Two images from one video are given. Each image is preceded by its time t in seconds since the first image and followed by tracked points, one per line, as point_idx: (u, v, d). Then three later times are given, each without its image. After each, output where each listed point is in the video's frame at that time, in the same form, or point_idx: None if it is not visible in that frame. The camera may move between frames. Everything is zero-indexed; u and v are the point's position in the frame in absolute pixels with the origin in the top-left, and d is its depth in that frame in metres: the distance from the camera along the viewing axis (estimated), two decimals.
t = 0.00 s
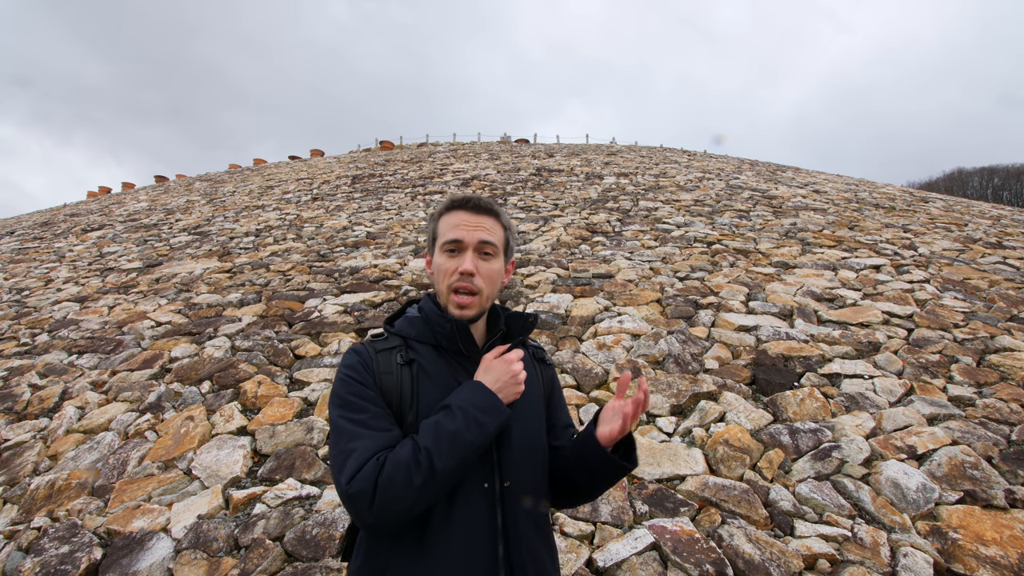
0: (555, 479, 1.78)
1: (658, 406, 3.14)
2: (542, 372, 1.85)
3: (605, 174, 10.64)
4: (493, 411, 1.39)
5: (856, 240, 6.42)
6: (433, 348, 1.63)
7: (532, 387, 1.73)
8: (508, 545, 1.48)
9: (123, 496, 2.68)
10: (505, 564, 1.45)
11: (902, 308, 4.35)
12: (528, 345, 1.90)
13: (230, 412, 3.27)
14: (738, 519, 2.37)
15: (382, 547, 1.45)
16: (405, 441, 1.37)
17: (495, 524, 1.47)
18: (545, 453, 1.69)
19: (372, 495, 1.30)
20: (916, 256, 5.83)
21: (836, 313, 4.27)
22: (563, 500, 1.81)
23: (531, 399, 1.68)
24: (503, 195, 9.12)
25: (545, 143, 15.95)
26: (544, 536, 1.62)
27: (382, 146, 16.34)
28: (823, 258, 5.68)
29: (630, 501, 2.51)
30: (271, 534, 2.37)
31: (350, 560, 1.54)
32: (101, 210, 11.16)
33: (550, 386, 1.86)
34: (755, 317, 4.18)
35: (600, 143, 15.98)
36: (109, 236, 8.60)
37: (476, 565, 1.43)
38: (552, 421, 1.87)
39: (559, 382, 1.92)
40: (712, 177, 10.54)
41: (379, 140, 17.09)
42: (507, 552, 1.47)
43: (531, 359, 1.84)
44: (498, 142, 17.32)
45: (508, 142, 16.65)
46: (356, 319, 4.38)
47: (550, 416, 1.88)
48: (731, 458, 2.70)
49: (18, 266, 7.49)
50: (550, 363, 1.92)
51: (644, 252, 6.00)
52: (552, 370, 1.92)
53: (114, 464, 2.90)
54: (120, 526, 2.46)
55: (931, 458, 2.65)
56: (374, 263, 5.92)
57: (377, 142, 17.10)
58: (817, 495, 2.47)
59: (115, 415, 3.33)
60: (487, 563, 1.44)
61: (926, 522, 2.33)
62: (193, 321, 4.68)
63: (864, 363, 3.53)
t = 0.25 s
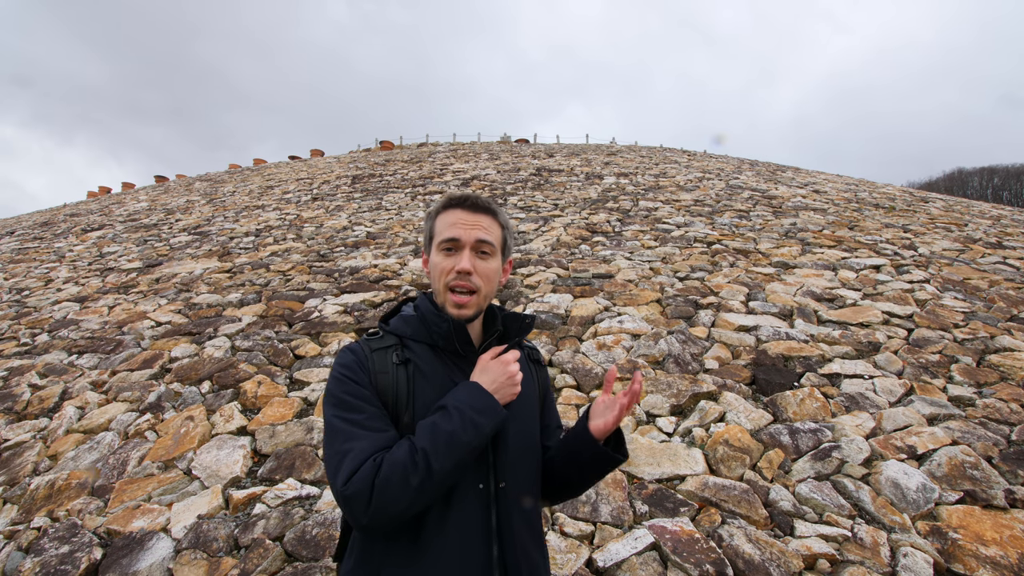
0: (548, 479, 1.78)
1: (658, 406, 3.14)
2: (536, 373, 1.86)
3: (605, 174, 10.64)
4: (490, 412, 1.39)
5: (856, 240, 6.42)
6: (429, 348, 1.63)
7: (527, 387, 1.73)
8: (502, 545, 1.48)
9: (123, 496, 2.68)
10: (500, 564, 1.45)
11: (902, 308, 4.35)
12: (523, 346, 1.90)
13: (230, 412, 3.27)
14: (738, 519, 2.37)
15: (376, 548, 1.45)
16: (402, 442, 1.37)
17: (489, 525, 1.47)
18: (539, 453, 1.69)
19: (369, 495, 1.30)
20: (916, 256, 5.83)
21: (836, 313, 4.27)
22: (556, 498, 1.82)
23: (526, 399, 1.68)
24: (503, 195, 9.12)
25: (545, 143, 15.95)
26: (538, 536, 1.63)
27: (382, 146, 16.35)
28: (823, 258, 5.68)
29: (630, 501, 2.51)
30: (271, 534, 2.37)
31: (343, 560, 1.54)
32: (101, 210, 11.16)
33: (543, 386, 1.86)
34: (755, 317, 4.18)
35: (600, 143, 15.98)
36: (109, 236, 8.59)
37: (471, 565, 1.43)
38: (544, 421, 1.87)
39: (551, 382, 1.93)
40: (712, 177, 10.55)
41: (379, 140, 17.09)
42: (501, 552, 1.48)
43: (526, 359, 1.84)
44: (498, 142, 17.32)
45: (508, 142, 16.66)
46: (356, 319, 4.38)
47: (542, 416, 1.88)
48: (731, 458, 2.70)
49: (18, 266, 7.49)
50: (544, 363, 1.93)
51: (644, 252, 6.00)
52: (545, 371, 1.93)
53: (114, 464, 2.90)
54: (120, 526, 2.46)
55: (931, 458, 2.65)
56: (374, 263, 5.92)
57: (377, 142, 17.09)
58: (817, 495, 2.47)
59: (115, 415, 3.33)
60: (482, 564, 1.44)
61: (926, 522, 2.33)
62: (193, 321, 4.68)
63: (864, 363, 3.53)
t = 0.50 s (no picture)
0: (545, 479, 1.78)
1: (658, 406, 3.14)
2: (533, 373, 1.86)
3: (605, 174, 10.64)
4: (489, 412, 1.39)
5: (856, 240, 6.42)
6: (427, 348, 1.63)
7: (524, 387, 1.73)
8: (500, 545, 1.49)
9: (123, 496, 2.68)
10: (497, 563, 1.46)
11: (902, 308, 4.35)
12: (520, 346, 1.90)
13: (230, 412, 3.27)
14: (738, 519, 2.37)
15: (374, 549, 1.44)
16: (401, 442, 1.37)
17: (487, 524, 1.48)
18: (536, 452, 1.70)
19: (369, 495, 1.30)
20: (916, 256, 5.83)
21: (836, 313, 4.27)
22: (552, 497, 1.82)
23: (523, 399, 1.69)
24: (503, 196, 9.12)
25: (545, 143, 15.94)
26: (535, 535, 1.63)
27: (382, 146, 16.34)
28: (823, 258, 5.68)
29: (630, 501, 2.51)
30: (271, 534, 2.37)
31: (339, 561, 1.53)
32: (101, 210, 11.16)
33: (539, 386, 1.87)
34: (755, 317, 4.18)
35: (600, 143, 15.98)
36: (109, 236, 8.59)
37: (468, 565, 1.44)
38: (541, 421, 1.88)
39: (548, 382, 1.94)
40: (712, 177, 10.55)
41: (379, 140, 17.09)
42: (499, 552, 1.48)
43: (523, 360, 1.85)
44: (498, 142, 17.31)
45: (508, 142, 16.65)
46: (356, 319, 4.38)
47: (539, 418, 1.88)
48: (731, 458, 2.70)
49: (18, 266, 7.49)
50: (540, 364, 1.93)
51: (644, 252, 6.00)
52: (541, 371, 1.93)
53: (114, 464, 2.90)
54: (120, 526, 2.46)
55: (931, 458, 2.65)
56: (374, 263, 5.92)
57: (377, 142, 17.09)
58: (817, 495, 2.47)
59: (115, 415, 3.34)
60: (479, 564, 1.45)
61: (926, 522, 2.33)
62: (193, 321, 4.68)
63: (864, 363, 3.53)
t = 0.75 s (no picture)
0: (544, 479, 1.79)
1: (658, 406, 3.14)
2: (531, 373, 1.87)
3: (605, 174, 10.64)
4: (491, 413, 1.39)
5: (856, 240, 6.42)
6: (428, 348, 1.63)
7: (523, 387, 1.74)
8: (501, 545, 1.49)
9: (123, 496, 2.68)
10: (498, 563, 1.46)
11: (902, 308, 4.35)
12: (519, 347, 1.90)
13: (230, 412, 3.27)
14: (738, 519, 2.37)
15: (374, 550, 1.44)
16: (403, 443, 1.37)
17: (488, 525, 1.48)
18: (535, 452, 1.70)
19: (371, 497, 1.30)
20: (916, 256, 5.83)
21: (836, 313, 4.27)
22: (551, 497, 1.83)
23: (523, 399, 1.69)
24: (503, 196, 9.12)
25: (545, 143, 15.94)
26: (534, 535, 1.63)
27: (382, 146, 16.35)
28: (823, 258, 5.68)
29: (630, 501, 2.51)
30: (271, 534, 2.37)
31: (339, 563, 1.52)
32: (101, 210, 11.16)
33: (538, 386, 1.87)
34: (755, 317, 4.18)
35: (600, 143, 15.98)
36: (109, 236, 8.60)
37: (469, 566, 1.44)
38: (539, 421, 1.89)
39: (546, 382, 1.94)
40: (712, 177, 10.55)
41: (379, 140, 17.08)
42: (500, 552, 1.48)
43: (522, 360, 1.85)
44: (498, 142, 17.30)
45: (508, 142, 16.65)
46: (356, 319, 4.38)
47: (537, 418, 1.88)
48: (731, 458, 2.70)
49: (18, 266, 7.49)
50: (539, 364, 1.93)
51: (644, 252, 6.00)
52: (539, 371, 1.94)
53: (114, 464, 2.90)
54: (120, 526, 2.46)
55: (931, 458, 2.65)
56: (374, 263, 5.92)
57: (377, 142, 17.09)
58: (817, 495, 2.47)
59: (115, 415, 3.34)
60: (480, 564, 1.45)
61: (926, 521, 2.33)
62: (193, 321, 4.68)
63: (864, 363, 3.53)
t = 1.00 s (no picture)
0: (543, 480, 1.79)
1: (658, 406, 3.14)
2: (531, 373, 1.87)
3: (605, 174, 10.64)
4: (492, 414, 1.39)
5: (856, 240, 6.42)
6: (428, 349, 1.63)
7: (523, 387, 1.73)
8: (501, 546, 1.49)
9: (123, 496, 2.68)
10: (499, 564, 1.46)
11: (902, 308, 4.35)
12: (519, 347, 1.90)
13: (230, 412, 3.27)
14: (738, 519, 2.37)
15: (374, 554, 1.43)
16: (404, 445, 1.37)
17: (488, 526, 1.48)
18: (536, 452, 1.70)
19: (373, 499, 1.30)
20: (916, 255, 5.82)
21: (836, 313, 4.27)
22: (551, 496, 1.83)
23: (523, 399, 1.69)
24: (503, 196, 9.12)
25: (545, 143, 15.94)
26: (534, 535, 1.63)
27: (382, 146, 16.35)
28: (823, 258, 5.68)
29: (630, 501, 2.51)
30: (271, 534, 2.37)
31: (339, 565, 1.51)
32: (101, 210, 11.16)
33: (537, 386, 1.88)
34: (755, 317, 4.18)
35: (600, 143, 15.98)
36: (109, 236, 8.60)
37: (470, 567, 1.44)
38: (539, 421, 1.89)
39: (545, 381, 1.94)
40: (712, 177, 10.55)
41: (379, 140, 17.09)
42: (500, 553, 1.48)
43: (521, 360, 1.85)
44: (498, 142, 17.30)
45: (508, 142, 16.65)
46: (356, 319, 4.38)
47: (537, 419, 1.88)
48: (731, 458, 2.70)
49: (18, 266, 7.49)
50: (538, 364, 1.93)
51: (644, 252, 6.00)
52: (539, 371, 1.94)
53: (114, 464, 2.90)
54: (120, 526, 2.46)
55: (931, 458, 2.65)
56: (374, 263, 5.92)
57: (377, 142, 17.09)
58: (817, 495, 2.47)
59: (115, 415, 3.34)
60: (481, 565, 1.45)
61: (926, 521, 2.33)
62: (193, 321, 4.68)
63: (864, 363, 3.53)
